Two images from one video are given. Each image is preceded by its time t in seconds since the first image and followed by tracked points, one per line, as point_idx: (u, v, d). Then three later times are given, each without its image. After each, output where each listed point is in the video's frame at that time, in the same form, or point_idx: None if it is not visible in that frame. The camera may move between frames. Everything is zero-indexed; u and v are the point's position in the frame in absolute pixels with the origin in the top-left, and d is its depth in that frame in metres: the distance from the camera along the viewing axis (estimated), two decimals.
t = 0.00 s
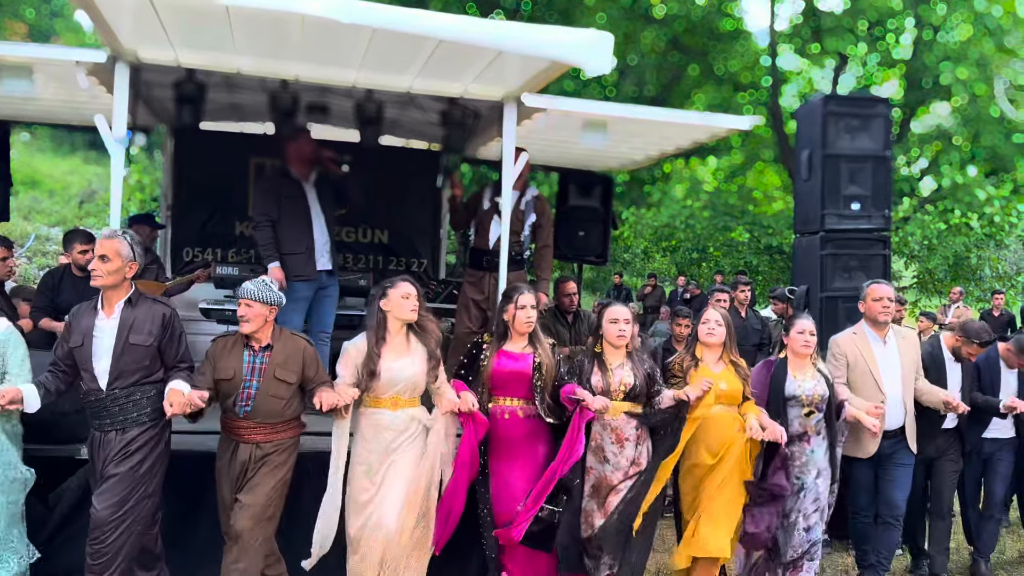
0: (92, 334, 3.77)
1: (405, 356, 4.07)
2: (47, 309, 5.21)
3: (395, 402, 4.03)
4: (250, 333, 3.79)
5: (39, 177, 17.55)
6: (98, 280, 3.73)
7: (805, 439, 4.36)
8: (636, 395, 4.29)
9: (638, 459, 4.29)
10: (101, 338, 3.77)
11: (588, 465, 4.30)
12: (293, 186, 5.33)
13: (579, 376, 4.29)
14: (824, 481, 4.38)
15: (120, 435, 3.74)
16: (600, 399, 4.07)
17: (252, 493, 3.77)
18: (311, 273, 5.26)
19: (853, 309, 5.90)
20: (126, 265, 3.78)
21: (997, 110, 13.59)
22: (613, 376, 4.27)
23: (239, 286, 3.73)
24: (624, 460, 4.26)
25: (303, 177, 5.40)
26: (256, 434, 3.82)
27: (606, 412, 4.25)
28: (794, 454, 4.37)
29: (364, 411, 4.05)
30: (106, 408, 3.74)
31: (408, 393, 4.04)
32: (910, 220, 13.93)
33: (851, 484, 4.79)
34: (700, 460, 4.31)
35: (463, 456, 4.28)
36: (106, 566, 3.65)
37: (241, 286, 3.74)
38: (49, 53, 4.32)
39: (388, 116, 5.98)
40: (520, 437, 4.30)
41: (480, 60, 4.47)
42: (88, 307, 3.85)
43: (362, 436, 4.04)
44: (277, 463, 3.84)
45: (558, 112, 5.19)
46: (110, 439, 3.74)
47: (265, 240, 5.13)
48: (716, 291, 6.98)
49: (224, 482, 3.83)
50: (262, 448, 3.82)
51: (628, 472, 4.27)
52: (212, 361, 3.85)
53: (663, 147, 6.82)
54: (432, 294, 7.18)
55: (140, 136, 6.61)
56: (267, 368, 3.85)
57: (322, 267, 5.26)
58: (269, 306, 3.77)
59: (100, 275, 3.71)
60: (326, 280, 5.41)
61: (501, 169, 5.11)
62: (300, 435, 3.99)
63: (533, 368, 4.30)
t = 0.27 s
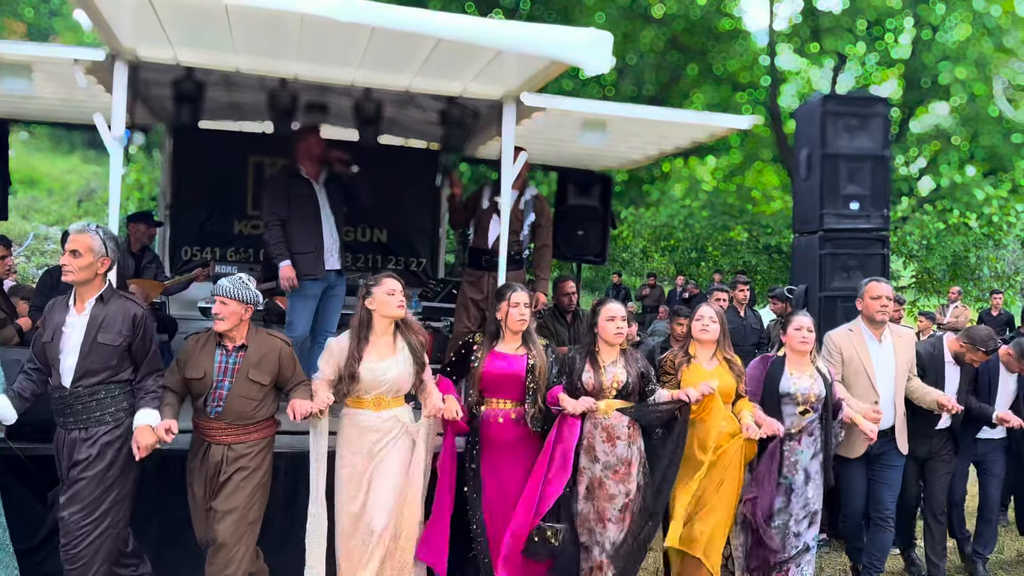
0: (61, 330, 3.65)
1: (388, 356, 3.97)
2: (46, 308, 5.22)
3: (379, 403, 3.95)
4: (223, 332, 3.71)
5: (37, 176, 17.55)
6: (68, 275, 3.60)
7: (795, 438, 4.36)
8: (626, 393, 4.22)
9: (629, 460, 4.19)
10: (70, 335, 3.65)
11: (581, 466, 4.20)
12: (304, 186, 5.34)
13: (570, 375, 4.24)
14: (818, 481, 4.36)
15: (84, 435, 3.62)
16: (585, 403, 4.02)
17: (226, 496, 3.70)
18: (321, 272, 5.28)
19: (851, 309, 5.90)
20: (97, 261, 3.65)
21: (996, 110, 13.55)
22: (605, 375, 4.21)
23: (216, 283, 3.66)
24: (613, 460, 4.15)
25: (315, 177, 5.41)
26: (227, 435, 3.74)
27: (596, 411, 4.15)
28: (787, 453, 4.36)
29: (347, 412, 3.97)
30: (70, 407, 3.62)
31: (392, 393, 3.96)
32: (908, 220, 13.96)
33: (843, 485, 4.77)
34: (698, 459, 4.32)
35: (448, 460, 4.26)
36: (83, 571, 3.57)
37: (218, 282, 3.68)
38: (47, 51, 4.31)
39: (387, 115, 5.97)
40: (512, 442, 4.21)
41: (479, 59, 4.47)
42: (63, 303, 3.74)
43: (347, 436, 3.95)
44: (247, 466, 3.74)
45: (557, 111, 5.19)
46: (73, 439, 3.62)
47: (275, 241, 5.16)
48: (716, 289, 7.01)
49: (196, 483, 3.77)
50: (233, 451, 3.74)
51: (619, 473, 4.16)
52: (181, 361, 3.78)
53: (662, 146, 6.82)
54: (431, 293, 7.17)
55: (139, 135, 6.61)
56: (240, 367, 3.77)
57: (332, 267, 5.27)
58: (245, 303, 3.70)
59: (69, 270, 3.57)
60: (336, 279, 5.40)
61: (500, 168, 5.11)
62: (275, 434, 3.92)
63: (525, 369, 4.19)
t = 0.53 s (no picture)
0: (42, 327, 3.72)
1: (378, 356, 3.94)
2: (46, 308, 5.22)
3: (366, 404, 3.91)
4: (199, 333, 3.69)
5: (37, 176, 17.55)
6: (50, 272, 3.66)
7: (793, 440, 4.35)
8: (616, 394, 4.26)
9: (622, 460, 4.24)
10: (50, 332, 3.72)
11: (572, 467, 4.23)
12: (308, 186, 5.37)
13: (560, 377, 4.29)
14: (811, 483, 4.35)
15: (61, 433, 3.66)
16: (564, 399, 4.00)
17: (212, 493, 3.70)
18: (326, 272, 5.29)
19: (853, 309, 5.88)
20: (79, 258, 3.71)
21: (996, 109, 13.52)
22: (595, 374, 4.25)
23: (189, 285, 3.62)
24: (607, 461, 4.21)
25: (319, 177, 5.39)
26: (209, 435, 3.73)
27: (588, 411, 4.22)
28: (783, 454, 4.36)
29: (333, 414, 3.91)
30: (49, 404, 3.67)
31: (380, 392, 3.91)
32: (908, 220, 13.94)
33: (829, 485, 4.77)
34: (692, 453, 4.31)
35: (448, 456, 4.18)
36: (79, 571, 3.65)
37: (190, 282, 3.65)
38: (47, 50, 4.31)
39: (387, 114, 5.97)
40: (505, 443, 4.17)
41: (479, 57, 4.46)
42: (44, 300, 3.81)
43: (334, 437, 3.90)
44: (231, 466, 3.74)
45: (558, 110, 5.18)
46: (51, 436, 3.67)
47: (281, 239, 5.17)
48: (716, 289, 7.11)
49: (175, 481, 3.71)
50: (216, 450, 3.73)
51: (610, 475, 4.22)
52: (160, 363, 3.74)
53: (662, 146, 6.81)
54: (431, 293, 7.11)
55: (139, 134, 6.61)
56: (217, 370, 3.73)
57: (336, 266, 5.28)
58: (222, 304, 3.67)
59: (52, 267, 3.64)
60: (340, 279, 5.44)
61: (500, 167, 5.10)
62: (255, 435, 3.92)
63: (519, 370, 4.20)
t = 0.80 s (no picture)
0: (24, 323, 3.82)
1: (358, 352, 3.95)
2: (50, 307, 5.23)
3: (348, 399, 3.90)
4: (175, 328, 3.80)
5: (40, 175, 17.58)
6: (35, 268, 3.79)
7: (778, 437, 4.45)
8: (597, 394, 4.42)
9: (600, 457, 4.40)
10: (33, 328, 3.82)
11: (554, 466, 4.41)
12: (310, 185, 5.39)
13: (540, 379, 4.42)
14: (799, 483, 4.45)
15: (46, 429, 3.76)
16: (543, 410, 4.09)
17: (195, 490, 3.77)
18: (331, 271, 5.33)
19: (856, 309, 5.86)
20: (65, 254, 3.84)
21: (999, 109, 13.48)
22: (575, 375, 4.40)
23: (164, 280, 3.73)
24: (587, 461, 4.38)
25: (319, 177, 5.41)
26: (190, 432, 3.81)
27: (568, 412, 4.36)
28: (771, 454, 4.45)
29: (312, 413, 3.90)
30: (32, 401, 3.77)
31: (361, 389, 3.91)
32: (910, 219, 13.88)
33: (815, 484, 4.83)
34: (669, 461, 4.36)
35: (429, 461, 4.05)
36: (75, 569, 3.76)
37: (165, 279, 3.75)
38: (50, 49, 4.31)
39: (389, 114, 5.97)
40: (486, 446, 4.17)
41: (480, 57, 4.46)
42: (25, 296, 3.92)
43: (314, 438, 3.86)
44: (213, 461, 3.83)
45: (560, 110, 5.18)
46: (36, 433, 3.76)
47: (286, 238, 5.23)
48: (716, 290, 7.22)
49: (158, 480, 3.77)
50: (199, 446, 3.81)
51: (592, 472, 4.38)
52: (136, 361, 3.82)
53: (664, 145, 6.81)
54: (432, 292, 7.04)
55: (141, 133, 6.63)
56: (198, 365, 3.84)
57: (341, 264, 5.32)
58: (198, 299, 3.79)
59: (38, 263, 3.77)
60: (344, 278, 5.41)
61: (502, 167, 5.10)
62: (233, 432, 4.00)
63: (499, 370, 4.21)
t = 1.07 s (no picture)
0: (8, 320, 4.01)
1: (336, 347, 4.16)
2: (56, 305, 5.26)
3: (328, 395, 4.12)
4: (163, 323, 3.97)
5: (43, 175, 17.61)
6: (15, 265, 3.95)
7: (757, 433, 4.55)
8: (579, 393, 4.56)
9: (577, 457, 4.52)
10: (17, 325, 4.00)
11: (537, 466, 4.49)
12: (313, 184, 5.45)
13: (524, 377, 4.56)
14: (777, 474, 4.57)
15: (34, 426, 3.94)
16: (525, 416, 4.26)
17: (187, 484, 3.97)
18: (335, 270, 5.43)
19: (860, 308, 5.91)
20: (47, 253, 4.02)
21: (1004, 108, 13.42)
22: (558, 373, 4.53)
23: (151, 275, 3.90)
24: (569, 459, 4.51)
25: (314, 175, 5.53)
26: (179, 428, 3.99)
27: (551, 410, 4.50)
28: (754, 449, 4.54)
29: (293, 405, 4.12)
30: (20, 398, 3.94)
31: (340, 384, 4.13)
32: (915, 219, 13.83)
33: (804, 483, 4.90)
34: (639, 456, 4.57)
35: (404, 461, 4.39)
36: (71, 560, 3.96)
37: (152, 275, 3.92)
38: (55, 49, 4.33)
39: (393, 114, 5.98)
40: (462, 438, 4.40)
41: (484, 57, 4.47)
42: (8, 295, 4.09)
43: (298, 431, 4.06)
44: (199, 456, 4.02)
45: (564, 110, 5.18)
46: (24, 430, 3.93)
47: (291, 238, 5.34)
48: (720, 289, 7.15)
49: (146, 478, 3.94)
50: (186, 442, 4.00)
51: (573, 471, 4.52)
52: (121, 356, 4.00)
53: (668, 145, 6.80)
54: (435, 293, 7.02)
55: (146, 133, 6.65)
56: (185, 360, 4.02)
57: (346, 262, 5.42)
58: (184, 294, 3.97)
59: (20, 260, 3.94)
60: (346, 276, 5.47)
61: (506, 166, 5.09)
62: (218, 429, 4.18)
63: (476, 368, 4.43)
